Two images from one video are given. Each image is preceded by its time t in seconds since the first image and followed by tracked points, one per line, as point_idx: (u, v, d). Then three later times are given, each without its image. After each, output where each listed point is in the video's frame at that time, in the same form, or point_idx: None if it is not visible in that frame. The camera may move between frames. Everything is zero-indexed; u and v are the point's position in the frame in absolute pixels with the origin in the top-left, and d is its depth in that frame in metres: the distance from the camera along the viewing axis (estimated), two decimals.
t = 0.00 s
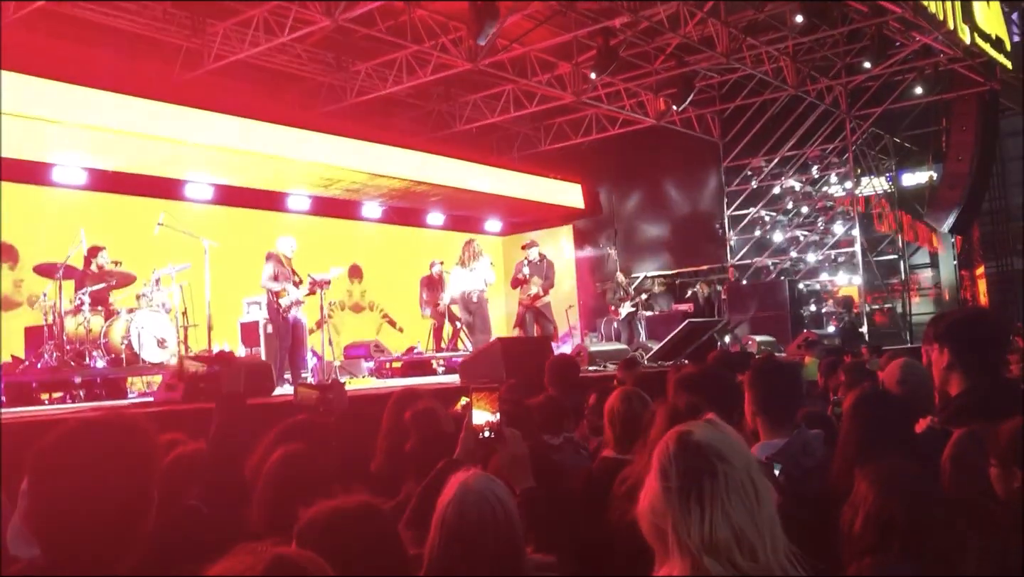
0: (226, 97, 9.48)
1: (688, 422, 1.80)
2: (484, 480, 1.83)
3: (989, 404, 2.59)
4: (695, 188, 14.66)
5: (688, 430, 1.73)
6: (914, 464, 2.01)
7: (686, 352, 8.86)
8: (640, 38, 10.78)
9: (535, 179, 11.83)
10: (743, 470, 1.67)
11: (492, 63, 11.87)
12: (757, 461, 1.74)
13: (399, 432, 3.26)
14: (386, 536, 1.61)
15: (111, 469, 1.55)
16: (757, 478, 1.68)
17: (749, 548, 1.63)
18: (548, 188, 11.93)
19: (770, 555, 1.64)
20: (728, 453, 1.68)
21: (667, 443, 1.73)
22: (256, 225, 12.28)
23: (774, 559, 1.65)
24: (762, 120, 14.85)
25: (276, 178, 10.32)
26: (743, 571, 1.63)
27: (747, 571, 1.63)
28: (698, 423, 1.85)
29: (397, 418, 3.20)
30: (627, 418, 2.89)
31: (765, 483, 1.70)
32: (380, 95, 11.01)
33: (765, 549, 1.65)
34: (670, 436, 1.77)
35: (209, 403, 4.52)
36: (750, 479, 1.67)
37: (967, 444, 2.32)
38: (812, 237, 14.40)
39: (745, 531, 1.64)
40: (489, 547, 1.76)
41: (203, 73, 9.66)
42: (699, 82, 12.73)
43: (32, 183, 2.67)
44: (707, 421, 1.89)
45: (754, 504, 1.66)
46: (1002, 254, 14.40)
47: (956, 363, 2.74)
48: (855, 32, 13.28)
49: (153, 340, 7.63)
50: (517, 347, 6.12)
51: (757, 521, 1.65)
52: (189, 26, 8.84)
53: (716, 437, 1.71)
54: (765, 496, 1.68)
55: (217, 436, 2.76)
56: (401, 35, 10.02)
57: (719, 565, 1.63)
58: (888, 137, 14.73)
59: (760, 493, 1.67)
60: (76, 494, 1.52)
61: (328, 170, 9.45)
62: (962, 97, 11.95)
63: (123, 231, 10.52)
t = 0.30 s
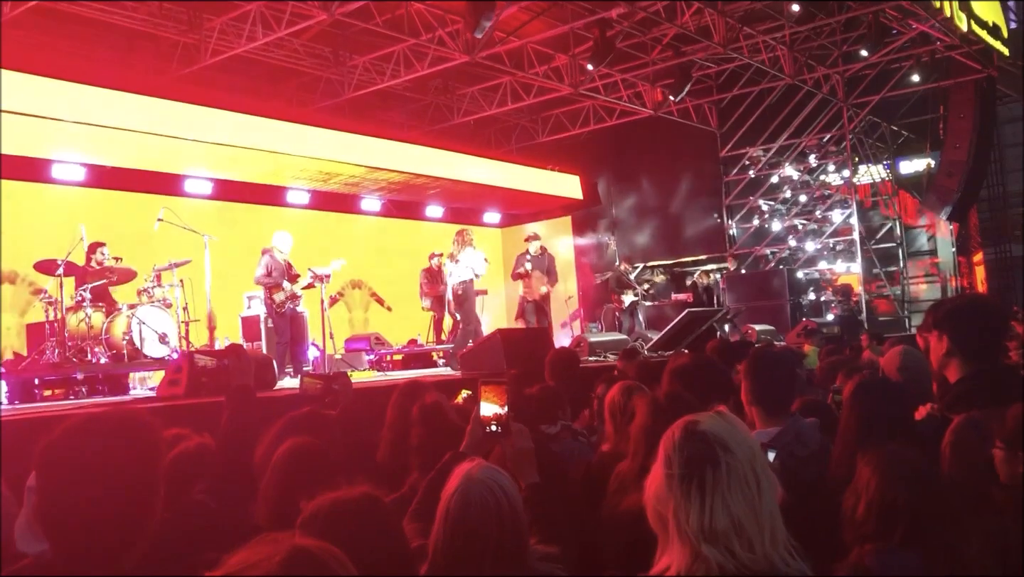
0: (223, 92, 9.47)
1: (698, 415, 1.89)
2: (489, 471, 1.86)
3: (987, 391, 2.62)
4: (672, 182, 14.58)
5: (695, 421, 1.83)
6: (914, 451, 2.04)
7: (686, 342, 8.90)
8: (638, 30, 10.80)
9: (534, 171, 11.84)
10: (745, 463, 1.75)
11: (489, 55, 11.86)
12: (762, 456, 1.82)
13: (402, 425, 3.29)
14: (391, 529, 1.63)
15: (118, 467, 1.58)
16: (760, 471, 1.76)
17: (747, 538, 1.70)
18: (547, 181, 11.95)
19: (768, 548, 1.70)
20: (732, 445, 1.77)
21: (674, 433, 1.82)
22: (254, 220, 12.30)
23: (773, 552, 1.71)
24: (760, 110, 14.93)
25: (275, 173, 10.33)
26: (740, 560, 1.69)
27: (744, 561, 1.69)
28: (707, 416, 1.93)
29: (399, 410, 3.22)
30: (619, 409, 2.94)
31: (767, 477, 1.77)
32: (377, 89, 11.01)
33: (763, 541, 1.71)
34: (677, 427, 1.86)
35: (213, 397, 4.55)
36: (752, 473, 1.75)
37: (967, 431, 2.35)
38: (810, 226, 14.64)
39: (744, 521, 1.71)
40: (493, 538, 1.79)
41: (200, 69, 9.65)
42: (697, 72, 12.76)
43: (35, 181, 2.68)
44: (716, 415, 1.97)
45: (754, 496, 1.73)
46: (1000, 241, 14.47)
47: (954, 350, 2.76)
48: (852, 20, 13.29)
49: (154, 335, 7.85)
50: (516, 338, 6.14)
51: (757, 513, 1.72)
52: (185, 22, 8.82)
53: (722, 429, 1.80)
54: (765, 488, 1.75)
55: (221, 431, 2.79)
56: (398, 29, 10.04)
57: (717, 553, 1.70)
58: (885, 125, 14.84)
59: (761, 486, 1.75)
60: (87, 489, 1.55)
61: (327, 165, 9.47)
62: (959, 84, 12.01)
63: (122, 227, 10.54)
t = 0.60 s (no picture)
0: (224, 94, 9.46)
1: (708, 411, 1.87)
2: (496, 471, 1.85)
3: (997, 383, 2.59)
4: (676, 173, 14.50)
5: (705, 418, 1.81)
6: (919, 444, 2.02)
7: (691, 338, 8.87)
8: (638, 25, 10.76)
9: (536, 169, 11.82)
10: (757, 460, 1.74)
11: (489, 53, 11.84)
12: (773, 453, 1.81)
13: (408, 425, 3.28)
14: (396, 531, 1.63)
15: (121, 471, 1.57)
16: (771, 468, 1.75)
17: (760, 536, 1.70)
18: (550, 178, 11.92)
19: (783, 545, 1.70)
20: (743, 443, 1.76)
21: (683, 429, 1.80)
22: (258, 221, 12.31)
23: (786, 549, 1.71)
24: (762, 104, 14.90)
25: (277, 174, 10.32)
26: (755, 558, 1.68)
27: (758, 559, 1.68)
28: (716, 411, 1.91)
29: (404, 411, 3.20)
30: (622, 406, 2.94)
31: (778, 473, 1.76)
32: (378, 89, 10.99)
33: (777, 538, 1.70)
34: (687, 423, 1.85)
35: (219, 399, 4.55)
36: (764, 469, 1.74)
37: (975, 423, 2.33)
38: (814, 220, 14.64)
39: (757, 518, 1.70)
40: (500, 540, 1.77)
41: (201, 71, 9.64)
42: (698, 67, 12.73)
43: (39, 182, 2.67)
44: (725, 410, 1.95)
45: (766, 493, 1.72)
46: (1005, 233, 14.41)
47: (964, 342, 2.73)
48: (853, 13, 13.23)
49: (158, 338, 7.88)
50: (520, 337, 6.13)
51: (769, 510, 1.72)
52: (185, 24, 8.82)
53: (732, 426, 1.79)
54: (777, 484, 1.74)
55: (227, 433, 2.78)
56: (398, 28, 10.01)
57: (731, 550, 1.69)
58: (888, 118, 14.79)
59: (773, 482, 1.74)
60: (86, 494, 1.55)
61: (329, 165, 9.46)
62: (961, 76, 11.96)
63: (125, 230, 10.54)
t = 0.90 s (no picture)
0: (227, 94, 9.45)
1: (718, 410, 1.86)
2: (506, 471, 1.83)
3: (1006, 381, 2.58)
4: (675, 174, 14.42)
5: (716, 418, 1.80)
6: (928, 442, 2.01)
7: (696, 338, 8.82)
8: (642, 24, 10.74)
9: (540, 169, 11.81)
10: (769, 462, 1.74)
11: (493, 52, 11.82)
12: (785, 453, 1.81)
13: (415, 425, 3.28)
14: (402, 533, 1.62)
15: (125, 468, 1.57)
16: (783, 469, 1.75)
17: (773, 537, 1.70)
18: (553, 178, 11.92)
19: (795, 547, 1.70)
20: (755, 444, 1.75)
21: (694, 430, 1.80)
22: (262, 222, 12.31)
23: (799, 549, 1.71)
24: (765, 103, 14.87)
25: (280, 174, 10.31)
26: (767, 560, 1.69)
27: (771, 561, 1.69)
28: (726, 410, 1.91)
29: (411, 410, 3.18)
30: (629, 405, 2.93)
31: (790, 473, 1.76)
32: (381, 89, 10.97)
33: (790, 540, 1.71)
34: (697, 423, 1.84)
35: (224, 400, 4.54)
36: (775, 470, 1.74)
37: (986, 421, 2.31)
38: (819, 219, 14.63)
39: (769, 520, 1.70)
40: (508, 541, 1.77)
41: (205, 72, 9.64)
42: (702, 66, 12.70)
43: (43, 182, 2.65)
44: (734, 408, 1.95)
45: (777, 494, 1.73)
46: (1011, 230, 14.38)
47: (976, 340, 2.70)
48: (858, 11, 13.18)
49: (162, 339, 7.74)
50: (526, 336, 6.11)
51: (781, 511, 1.72)
52: (189, 25, 8.82)
53: (744, 427, 1.78)
54: (789, 486, 1.75)
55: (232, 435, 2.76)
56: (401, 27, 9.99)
57: (743, 552, 1.69)
58: (893, 116, 14.78)
59: (784, 483, 1.74)
60: (92, 498, 1.54)
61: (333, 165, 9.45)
62: (966, 74, 11.92)
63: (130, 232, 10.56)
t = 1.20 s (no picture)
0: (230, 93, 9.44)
1: (732, 414, 1.88)
2: (520, 472, 1.84)
3: (1013, 384, 2.56)
4: (672, 171, 14.40)
5: (729, 422, 1.82)
6: (934, 447, 2.00)
7: (697, 340, 8.80)
8: (645, 25, 10.74)
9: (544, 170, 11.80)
10: (780, 467, 1.74)
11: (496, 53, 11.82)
12: (798, 459, 1.80)
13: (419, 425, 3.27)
14: (412, 532, 1.62)
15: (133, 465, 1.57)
16: (795, 475, 1.75)
17: (782, 544, 1.70)
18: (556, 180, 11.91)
19: (804, 554, 1.69)
20: (766, 449, 1.75)
21: (706, 435, 1.82)
22: (264, 221, 12.30)
23: (809, 556, 1.71)
24: (768, 105, 14.86)
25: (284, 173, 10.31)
26: (776, 567, 1.68)
27: (780, 568, 1.68)
28: (739, 414, 1.92)
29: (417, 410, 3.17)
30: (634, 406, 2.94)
31: (803, 481, 1.76)
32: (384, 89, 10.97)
33: (799, 546, 1.70)
34: (710, 427, 1.85)
35: (227, 399, 4.54)
36: (786, 477, 1.74)
37: (994, 426, 2.28)
38: (821, 221, 14.63)
39: (778, 527, 1.70)
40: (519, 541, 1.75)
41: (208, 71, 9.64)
42: (705, 68, 12.70)
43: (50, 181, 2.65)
44: (748, 412, 1.95)
45: (788, 502, 1.72)
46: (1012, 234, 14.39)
47: (981, 342, 2.69)
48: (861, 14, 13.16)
49: (163, 338, 7.71)
50: (528, 337, 6.10)
51: (791, 518, 1.72)
52: (192, 24, 8.82)
53: (755, 432, 1.78)
54: (800, 492, 1.74)
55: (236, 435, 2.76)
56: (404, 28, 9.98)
57: (752, 558, 1.69)
58: (896, 119, 14.79)
59: (796, 490, 1.73)
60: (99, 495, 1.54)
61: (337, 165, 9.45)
62: (970, 77, 11.90)
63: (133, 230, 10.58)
